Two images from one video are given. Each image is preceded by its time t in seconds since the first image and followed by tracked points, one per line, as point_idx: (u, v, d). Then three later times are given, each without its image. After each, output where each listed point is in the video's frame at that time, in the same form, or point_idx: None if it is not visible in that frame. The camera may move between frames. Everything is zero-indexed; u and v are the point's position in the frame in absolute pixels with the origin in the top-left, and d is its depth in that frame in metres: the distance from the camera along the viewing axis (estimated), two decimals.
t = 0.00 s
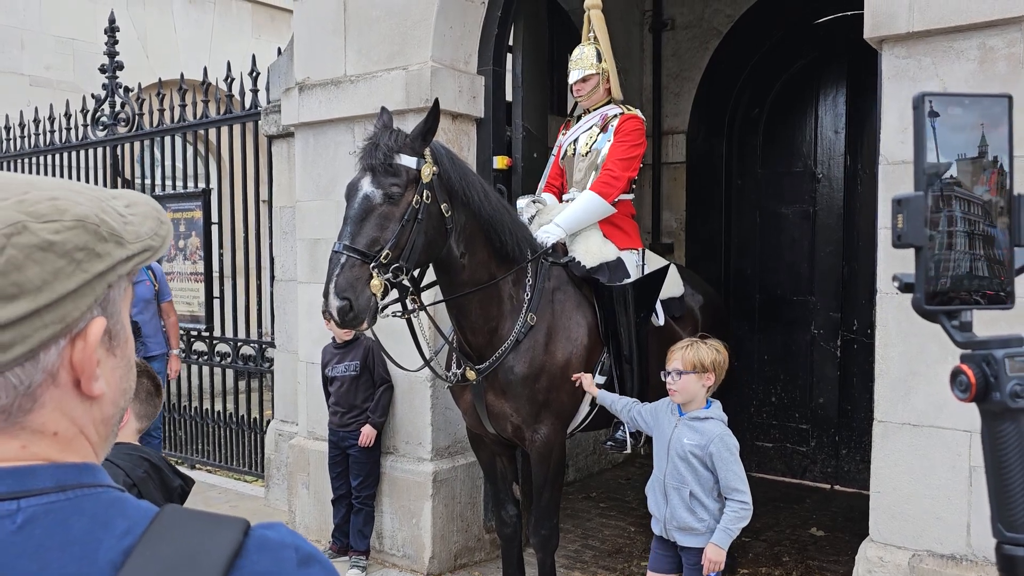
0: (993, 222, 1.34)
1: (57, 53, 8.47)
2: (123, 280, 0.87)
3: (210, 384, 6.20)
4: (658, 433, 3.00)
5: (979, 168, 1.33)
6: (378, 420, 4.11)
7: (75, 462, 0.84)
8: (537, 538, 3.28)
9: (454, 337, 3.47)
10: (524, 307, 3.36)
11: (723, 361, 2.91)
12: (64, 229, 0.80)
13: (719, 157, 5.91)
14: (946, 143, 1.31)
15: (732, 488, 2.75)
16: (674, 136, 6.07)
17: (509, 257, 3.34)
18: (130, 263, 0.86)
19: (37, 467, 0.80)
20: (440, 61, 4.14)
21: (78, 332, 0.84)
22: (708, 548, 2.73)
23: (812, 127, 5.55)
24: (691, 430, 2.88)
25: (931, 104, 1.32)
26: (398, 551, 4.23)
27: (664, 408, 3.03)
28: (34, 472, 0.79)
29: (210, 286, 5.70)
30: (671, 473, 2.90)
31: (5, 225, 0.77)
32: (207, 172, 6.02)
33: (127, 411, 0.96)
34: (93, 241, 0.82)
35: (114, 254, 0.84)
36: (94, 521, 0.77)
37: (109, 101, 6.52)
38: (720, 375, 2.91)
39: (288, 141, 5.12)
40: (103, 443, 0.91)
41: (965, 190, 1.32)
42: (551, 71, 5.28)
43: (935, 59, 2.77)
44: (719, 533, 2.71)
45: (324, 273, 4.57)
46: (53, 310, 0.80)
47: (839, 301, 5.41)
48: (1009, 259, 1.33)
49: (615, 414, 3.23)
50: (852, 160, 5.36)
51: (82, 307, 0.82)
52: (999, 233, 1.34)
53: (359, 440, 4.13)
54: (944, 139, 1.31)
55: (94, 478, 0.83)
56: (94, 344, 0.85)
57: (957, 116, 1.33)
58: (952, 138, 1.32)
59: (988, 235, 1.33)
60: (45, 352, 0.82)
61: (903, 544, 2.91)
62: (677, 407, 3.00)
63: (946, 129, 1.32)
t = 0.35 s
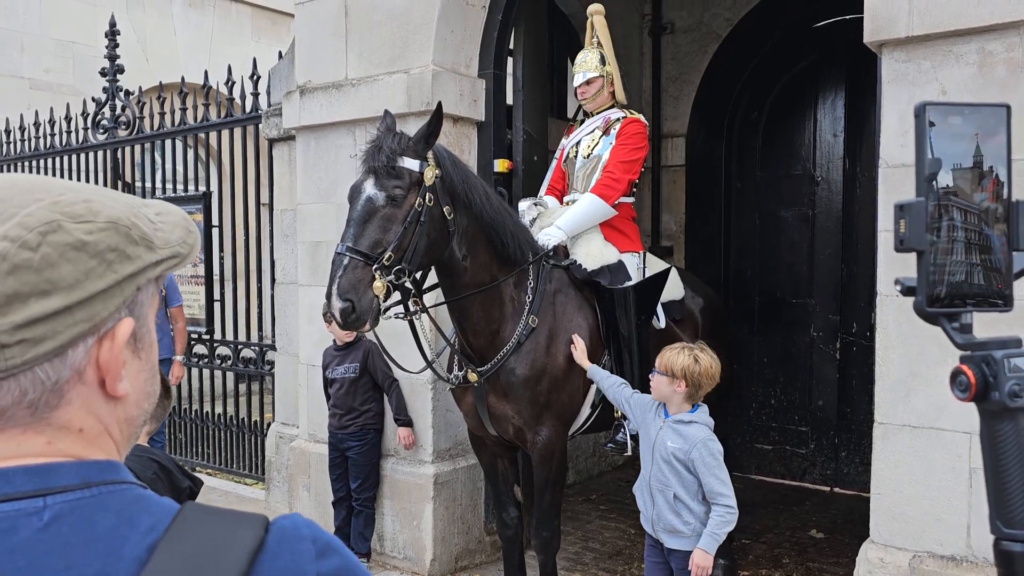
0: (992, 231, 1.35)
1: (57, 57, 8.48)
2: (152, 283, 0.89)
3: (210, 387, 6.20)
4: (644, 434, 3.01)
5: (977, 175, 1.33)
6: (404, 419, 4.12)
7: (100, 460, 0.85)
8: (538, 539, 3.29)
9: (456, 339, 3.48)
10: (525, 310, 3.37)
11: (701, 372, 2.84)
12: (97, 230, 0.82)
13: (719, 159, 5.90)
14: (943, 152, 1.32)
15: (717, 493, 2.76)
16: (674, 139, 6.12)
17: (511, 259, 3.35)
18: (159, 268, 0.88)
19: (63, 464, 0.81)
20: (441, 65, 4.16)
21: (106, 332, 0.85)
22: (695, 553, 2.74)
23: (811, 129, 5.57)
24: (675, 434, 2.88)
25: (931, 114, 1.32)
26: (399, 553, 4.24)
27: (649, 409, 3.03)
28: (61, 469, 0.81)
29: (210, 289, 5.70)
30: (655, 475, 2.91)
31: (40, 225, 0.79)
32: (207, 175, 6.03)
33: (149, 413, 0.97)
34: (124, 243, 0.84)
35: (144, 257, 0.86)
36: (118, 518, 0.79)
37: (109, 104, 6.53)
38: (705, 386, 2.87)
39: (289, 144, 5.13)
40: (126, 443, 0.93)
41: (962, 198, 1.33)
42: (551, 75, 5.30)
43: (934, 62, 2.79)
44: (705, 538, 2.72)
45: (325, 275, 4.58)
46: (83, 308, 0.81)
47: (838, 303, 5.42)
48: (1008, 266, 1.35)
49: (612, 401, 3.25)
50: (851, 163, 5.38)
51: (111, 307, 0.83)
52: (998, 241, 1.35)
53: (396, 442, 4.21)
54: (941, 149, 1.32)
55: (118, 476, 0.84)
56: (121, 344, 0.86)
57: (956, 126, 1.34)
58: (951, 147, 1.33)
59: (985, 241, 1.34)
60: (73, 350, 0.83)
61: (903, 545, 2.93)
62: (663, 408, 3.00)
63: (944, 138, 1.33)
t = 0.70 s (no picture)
0: (987, 240, 1.34)
1: (56, 58, 8.47)
2: (135, 287, 0.88)
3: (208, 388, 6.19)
4: (642, 435, 3.01)
5: (971, 184, 1.33)
6: (386, 432, 4.17)
7: (89, 463, 0.84)
8: (537, 541, 3.29)
9: (454, 340, 3.47)
10: (524, 311, 3.37)
11: (698, 373, 2.83)
12: (81, 233, 0.81)
13: (718, 159, 5.90)
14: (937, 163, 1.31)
15: (708, 494, 2.75)
16: (673, 140, 6.12)
17: (510, 260, 3.35)
18: (142, 271, 0.87)
19: (54, 468, 0.81)
20: (439, 66, 4.16)
21: (90, 337, 0.84)
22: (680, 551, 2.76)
23: (810, 130, 5.57)
24: (670, 434, 2.88)
25: (927, 123, 1.31)
26: (398, 554, 4.23)
27: (648, 409, 3.03)
28: (52, 473, 0.80)
29: (209, 290, 5.69)
30: (652, 476, 2.91)
31: (24, 228, 0.78)
32: (206, 176, 6.02)
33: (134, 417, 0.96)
34: (108, 246, 0.83)
35: (127, 260, 0.85)
36: (113, 521, 0.78)
37: (108, 105, 6.52)
38: (700, 387, 2.86)
39: (288, 145, 5.12)
40: (114, 446, 0.92)
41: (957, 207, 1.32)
42: (550, 75, 5.29)
43: (933, 63, 2.78)
44: (693, 538, 2.72)
45: (324, 276, 4.58)
46: (67, 312, 0.81)
47: (837, 304, 5.42)
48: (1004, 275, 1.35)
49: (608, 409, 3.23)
50: (849, 163, 5.38)
51: (95, 311, 0.82)
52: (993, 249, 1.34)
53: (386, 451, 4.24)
54: (936, 158, 1.31)
55: (109, 480, 0.83)
56: (106, 349, 0.85)
57: (951, 134, 1.32)
58: (946, 156, 1.31)
59: (978, 251, 1.33)
60: (58, 354, 0.82)
61: (903, 546, 2.92)
62: (659, 409, 3.00)
63: (935, 147, 1.31)
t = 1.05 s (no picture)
0: (982, 242, 1.33)
1: (54, 58, 8.46)
2: (130, 287, 0.87)
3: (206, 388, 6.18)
4: (654, 435, 3.01)
5: (966, 183, 1.31)
6: (383, 434, 4.13)
7: (82, 464, 0.83)
8: (536, 541, 3.28)
9: (453, 339, 3.46)
10: (523, 310, 3.36)
11: (706, 371, 2.83)
12: (75, 231, 0.81)
13: (717, 158, 5.89)
14: (928, 164, 1.30)
15: (723, 491, 2.74)
16: (672, 139, 6.11)
17: (509, 258, 3.34)
18: (138, 271, 0.86)
19: (47, 468, 0.80)
20: (438, 65, 4.15)
21: (84, 336, 0.84)
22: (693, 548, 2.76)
23: (809, 129, 5.56)
24: (683, 433, 2.88)
25: (921, 125, 1.29)
26: (397, 554, 4.22)
27: (661, 409, 3.03)
28: (44, 474, 0.79)
29: (207, 290, 5.68)
30: (665, 476, 2.91)
31: (17, 225, 0.77)
32: (204, 176, 6.01)
33: (129, 419, 0.95)
34: (102, 245, 0.82)
35: (123, 260, 0.84)
36: (106, 521, 0.77)
37: (106, 104, 6.51)
38: (712, 386, 2.86)
39: (286, 145, 5.11)
40: (108, 447, 0.91)
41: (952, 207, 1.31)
42: (549, 75, 5.28)
43: (932, 61, 2.78)
44: (706, 535, 2.71)
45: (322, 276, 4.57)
46: (61, 311, 0.80)
47: (836, 303, 5.41)
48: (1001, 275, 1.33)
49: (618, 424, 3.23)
50: (848, 163, 5.37)
51: (89, 310, 0.82)
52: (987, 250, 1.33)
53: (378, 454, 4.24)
54: (928, 161, 1.30)
55: (102, 480, 0.83)
56: (100, 348, 0.85)
57: (945, 135, 1.31)
58: (939, 158, 1.30)
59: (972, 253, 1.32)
60: (51, 353, 0.82)
61: (902, 546, 2.91)
62: (671, 408, 3.01)
63: (930, 150, 1.30)
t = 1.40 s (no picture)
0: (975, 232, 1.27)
1: (54, 56, 8.46)
2: (132, 279, 0.87)
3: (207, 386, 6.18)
4: (665, 433, 3.03)
5: (959, 173, 1.26)
6: (385, 432, 4.14)
7: (84, 457, 0.83)
8: (537, 538, 3.28)
9: (454, 335, 3.46)
10: (524, 307, 3.36)
11: (707, 364, 2.86)
12: (77, 222, 0.81)
13: (717, 156, 5.89)
14: (920, 152, 1.25)
15: (729, 486, 2.74)
16: (673, 137, 6.12)
17: (511, 255, 3.34)
18: (140, 264, 0.86)
19: (47, 462, 0.80)
20: (438, 62, 4.14)
21: (86, 328, 0.83)
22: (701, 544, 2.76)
23: (809, 127, 5.56)
24: (690, 428, 2.90)
25: (911, 115, 1.25)
26: (397, 552, 4.22)
27: (674, 407, 3.06)
28: (45, 467, 0.79)
29: (207, 288, 5.68)
30: (673, 472, 2.93)
31: (19, 215, 0.77)
32: (205, 174, 6.01)
33: (132, 412, 0.95)
34: (104, 236, 0.82)
35: (124, 251, 0.84)
36: (107, 515, 0.77)
37: (106, 102, 6.50)
38: (718, 380, 2.87)
39: (286, 143, 5.11)
40: (110, 440, 0.91)
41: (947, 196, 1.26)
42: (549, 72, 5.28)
43: (933, 59, 2.78)
44: (713, 530, 2.72)
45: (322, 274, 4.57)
46: (63, 302, 0.80)
47: (836, 301, 5.41)
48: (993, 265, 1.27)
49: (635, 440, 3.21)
50: (849, 160, 5.37)
51: (91, 301, 0.82)
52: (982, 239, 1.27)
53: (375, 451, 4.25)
54: (920, 150, 1.25)
55: (102, 473, 0.82)
56: (101, 340, 0.84)
57: (937, 127, 1.26)
58: (932, 148, 1.25)
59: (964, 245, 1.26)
60: (52, 344, 0.82)
61: (902, 543, 2.92)
62: (681, 405, 3.03)
63: (923, 142, 1.25)
